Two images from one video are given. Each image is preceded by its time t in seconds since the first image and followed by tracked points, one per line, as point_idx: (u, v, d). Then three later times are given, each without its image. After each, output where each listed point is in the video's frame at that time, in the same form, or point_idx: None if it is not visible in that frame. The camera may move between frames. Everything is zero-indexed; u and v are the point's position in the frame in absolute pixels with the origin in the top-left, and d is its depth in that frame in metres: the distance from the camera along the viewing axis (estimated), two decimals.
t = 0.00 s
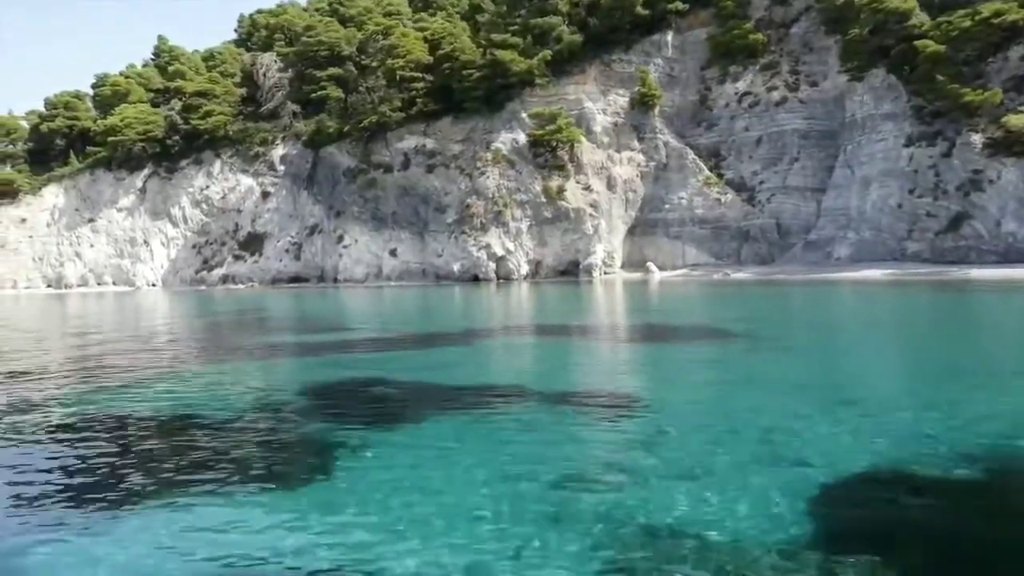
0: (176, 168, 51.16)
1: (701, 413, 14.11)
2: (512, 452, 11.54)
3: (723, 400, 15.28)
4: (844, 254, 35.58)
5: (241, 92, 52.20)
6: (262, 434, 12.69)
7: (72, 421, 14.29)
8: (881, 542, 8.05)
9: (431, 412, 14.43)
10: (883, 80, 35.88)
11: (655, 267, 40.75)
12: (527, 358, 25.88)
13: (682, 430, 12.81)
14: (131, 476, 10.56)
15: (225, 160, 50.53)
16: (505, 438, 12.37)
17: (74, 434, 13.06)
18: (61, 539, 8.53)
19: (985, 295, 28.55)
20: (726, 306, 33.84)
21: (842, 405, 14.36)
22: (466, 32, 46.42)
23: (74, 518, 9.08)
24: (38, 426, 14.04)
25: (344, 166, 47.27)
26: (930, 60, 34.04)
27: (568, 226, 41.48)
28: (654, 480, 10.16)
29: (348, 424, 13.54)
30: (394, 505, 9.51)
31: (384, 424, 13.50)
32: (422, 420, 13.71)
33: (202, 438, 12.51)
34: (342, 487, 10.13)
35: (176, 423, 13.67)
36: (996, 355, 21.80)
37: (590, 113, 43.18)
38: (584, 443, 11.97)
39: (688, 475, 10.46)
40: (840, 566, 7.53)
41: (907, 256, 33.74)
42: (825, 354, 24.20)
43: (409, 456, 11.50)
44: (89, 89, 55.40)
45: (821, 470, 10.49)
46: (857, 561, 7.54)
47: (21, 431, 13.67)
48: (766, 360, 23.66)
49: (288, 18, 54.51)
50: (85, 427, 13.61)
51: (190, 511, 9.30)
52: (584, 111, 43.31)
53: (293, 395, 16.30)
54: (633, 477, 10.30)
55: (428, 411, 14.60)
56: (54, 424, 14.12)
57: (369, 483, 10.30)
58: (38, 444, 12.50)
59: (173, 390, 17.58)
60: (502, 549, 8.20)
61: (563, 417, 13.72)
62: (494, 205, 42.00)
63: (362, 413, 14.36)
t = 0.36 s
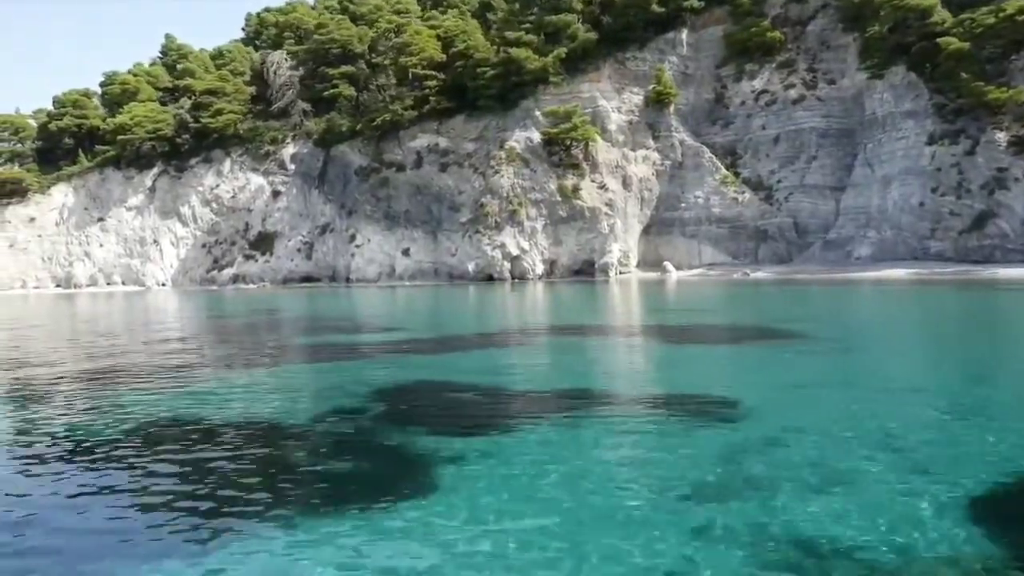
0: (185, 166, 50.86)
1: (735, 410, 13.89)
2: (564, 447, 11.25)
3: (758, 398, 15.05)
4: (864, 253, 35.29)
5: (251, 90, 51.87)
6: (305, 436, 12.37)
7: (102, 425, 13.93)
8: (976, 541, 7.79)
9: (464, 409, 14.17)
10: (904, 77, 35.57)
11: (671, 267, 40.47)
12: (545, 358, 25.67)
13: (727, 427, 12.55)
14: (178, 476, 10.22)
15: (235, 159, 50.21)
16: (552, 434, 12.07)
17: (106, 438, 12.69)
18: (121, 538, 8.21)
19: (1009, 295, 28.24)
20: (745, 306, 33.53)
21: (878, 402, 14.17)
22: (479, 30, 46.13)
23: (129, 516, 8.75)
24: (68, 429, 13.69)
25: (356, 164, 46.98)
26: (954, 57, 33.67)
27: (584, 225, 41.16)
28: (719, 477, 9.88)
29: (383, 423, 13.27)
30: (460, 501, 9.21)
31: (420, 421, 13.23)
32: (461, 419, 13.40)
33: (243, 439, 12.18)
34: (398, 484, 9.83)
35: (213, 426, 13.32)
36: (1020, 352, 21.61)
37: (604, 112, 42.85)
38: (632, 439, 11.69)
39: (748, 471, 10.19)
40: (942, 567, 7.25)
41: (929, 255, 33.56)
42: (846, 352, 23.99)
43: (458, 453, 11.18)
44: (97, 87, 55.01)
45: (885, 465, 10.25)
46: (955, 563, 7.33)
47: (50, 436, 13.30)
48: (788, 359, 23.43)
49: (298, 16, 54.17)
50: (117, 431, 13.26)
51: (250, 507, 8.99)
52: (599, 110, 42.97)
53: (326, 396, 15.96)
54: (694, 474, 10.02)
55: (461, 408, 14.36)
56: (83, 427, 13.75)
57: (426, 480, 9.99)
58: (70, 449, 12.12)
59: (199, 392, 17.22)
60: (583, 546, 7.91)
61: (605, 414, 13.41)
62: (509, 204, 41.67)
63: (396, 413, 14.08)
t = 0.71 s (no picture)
0: (195, 165, 50.53)
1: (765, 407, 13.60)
2: (624, 449, 10.94)
3: (796, 397, 14.74)
4: (885, 252, 34.91)
5: (261, 89, 51.51)
6: (349, 442, 11.99)
7: (134, 426, 13.57)
8: None
9: (501, 410, 13.85)
10: (925, 75, 35.31)
11: (688, 266, 40.14)
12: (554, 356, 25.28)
13: (782, 426, 12.22)
14: (230, 484, 9.86)
15: (245, 157, 49.88)
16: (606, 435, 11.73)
17: (140, 441, 12.30)
18: (187, 547, 7.91)
19: None
20: (764, 305, 33.16)
21: (921, 401, 13.86)
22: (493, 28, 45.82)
23: (189, 529, 8.38)
24: (99, 431, 13.31)
25: (368, 163, 46.64)
26: (977, 53, 33.35)
27: (599, 224, 40.81)
28: (790, 479, 9.61)
29: (424, 425, 12.94)
30: (533, 507, 8.88)
31: (462, 423, 12.93)
32: (503, 419, 13.09)
33: (286, 445, 11.83)
34: (462, 489, 9.50)
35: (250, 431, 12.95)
36: None
37: (619, 110, 42.53)
38: (690, 439, 11.37)
39: (819, 471, 9.88)
40: None
41: (952, 254, 33.28)
42: (870, 351, 23.66)
43: (515, 455, 10.85)
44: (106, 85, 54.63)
45: (960, 466, 9.97)
46: None
47: (80, 437, 12.92)
48: (810, 358, 23.11)
49: (308, 14, 53.85)
50: (151, 432, 12.87)
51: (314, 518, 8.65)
52: (614, 108, 42.64)
53: (359, 397, 15.58)
54: (767, 476, 9.70)
55: (500, 408, 14.03)
56: (114, 428, 13.36)
57: (491, 486, 9.64)
58: (103, 451, 11.75)
59: (225, 393, 16.82)
60: (672, 555, 7.57)
61: (654, 413, 13.06)
62: (523, 203, 41.36)
63: (435, 414, 13.75)
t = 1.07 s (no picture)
0: (205, 164, 50.14)
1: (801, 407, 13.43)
2: (689, 461, 10.62)
3: (828, 395, 14.46)
4: (907, 251, 34.53)
5: (271, 87, 51.14)
6: (399, 454, 11.68)
7: (172, 443, 13.27)
8: None
9: (547, 418, 13.54)
10: (947, 72, 35.13)
11: (705, 264, 39.81)
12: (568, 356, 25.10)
13: (840, 430, 11.93)
14: (287, 504, 9.54)
15: (256, 156, 49.54)
16: (664, 444, 11.41)
17: (183, 462, 12.00)
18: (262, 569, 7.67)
19: None
20: (783, 305, 32.78)
21: (958, 401, 13.59)
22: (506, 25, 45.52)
23: (258, 554, 8.07)
24: (136, 449, 12.99)
25: (380, 162, 46.32)
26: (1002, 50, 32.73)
27: (615, 224, 40.47)
28: (865, 487, 9.41)
29: (472, 435, 12.64)
30: (610, 521, 8.58)
31: (511, 433, 12.61)
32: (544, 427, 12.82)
33: (336, 459, 11.51)
34: (533, 504, 9.20)
35: (295, 445, 12.64)
36: None
37: (634, 108, 42.23)
38: (748, 448, 11.11)
39: (897, 481, 9.58)
40: None
41: (975, 252, 32.97)
42: (888, 349, 23.35)
43: (576, 466, 10.55)
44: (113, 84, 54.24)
45: None
46: None
47: (110, 456, 12.64)
48: (828, 356, 22.80)
49: (317, 11, 53.56)
50: (192, 451, 12.57)
51: (386, 536, 8.34)
52: (628, 107, 42.33)
53: (397, 405, 15.26)
54: (842, 487, 9.42)
55: (544, 416, 13.73)
56: (151, 447, 13.05)
57: (557, 496, 9.39)
58: (138, 474, 11.46)
59: (256, 405, 16.51)
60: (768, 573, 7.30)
61: (704, 420, 12.77)
62: (538, 202, 41.07)
63: (479, 423, 13.44)
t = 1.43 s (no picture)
0: (214, 162, 49.73)
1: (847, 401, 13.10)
2: (751, 453, 10.18)
3: (854, 389, 14.23)
4: (927, 250, 34.16)
5: (280, 85, 50.78)
6: (445, 447, 11.25)
7: (202, 434, 12.83)
8: None
9: (590, 410, 13.11)
10: (968, 69, 34.86)
11: (722, 264, 39.42)
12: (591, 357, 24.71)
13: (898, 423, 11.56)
14: (337, 497, 9.10)
15: (265, 154, 49.17)
16: (720, 436, 10.98)
17: (214, 452, 11.54)
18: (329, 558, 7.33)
19: None
20: (800, 304, 32.42)
21: (989, 394, 13.38)
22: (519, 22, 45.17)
23: (314, 546, 7.61)
24: (165, 440, 12.55)
25: (391, 160, 45.97)
26: None
27: (630, 222, 40.08)
28: (942, 479, 9.04)
29: (514, 427, 12.22)
30: (684, 513, 8.13)
31: (555, 425, 12.18)
32: (585, 419, 12.46)
33: (380, 453, 11.07)
34: (598, 496, 8.75)
35: (332, 437, 12.20)
36: None
37: (649, 106, 41.85)
38: (806, 440, 10.75)
39: (975, 475, 9.17)
40: None
41: (998, 251, 32.63)
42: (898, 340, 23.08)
43: (633, 457, 10.13)
44: (121, 81, 53.80)
45: None
46: None
47: (142, 446, 12.26)
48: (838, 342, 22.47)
49: (327, 9, 53.31)
50: (223, 442, 12.12)
51: (450, 529, 7.89)
52: (643, 104, 41.94)
53: (430, 399, 14.85)
54: (915, 480, 9.05)
55: (585, 407, 13.31)
56: (179, 437, 12.60)
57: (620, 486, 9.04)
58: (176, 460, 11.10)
59: (282, 399, 16.09)
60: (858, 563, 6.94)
61: (748, 413, 12.45)
62: (552, 201, 40.72)
63: (519, 414, 13.02)
